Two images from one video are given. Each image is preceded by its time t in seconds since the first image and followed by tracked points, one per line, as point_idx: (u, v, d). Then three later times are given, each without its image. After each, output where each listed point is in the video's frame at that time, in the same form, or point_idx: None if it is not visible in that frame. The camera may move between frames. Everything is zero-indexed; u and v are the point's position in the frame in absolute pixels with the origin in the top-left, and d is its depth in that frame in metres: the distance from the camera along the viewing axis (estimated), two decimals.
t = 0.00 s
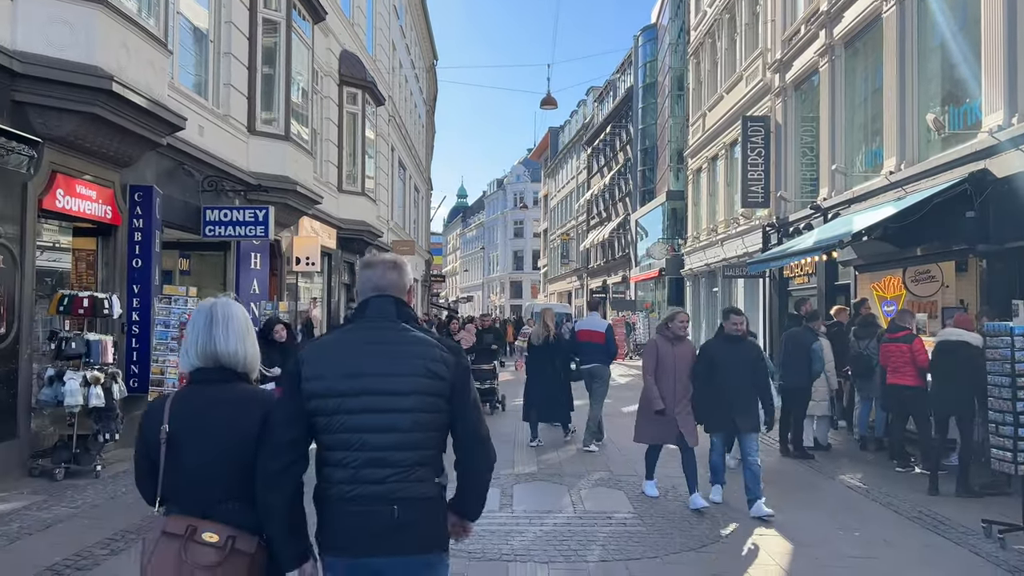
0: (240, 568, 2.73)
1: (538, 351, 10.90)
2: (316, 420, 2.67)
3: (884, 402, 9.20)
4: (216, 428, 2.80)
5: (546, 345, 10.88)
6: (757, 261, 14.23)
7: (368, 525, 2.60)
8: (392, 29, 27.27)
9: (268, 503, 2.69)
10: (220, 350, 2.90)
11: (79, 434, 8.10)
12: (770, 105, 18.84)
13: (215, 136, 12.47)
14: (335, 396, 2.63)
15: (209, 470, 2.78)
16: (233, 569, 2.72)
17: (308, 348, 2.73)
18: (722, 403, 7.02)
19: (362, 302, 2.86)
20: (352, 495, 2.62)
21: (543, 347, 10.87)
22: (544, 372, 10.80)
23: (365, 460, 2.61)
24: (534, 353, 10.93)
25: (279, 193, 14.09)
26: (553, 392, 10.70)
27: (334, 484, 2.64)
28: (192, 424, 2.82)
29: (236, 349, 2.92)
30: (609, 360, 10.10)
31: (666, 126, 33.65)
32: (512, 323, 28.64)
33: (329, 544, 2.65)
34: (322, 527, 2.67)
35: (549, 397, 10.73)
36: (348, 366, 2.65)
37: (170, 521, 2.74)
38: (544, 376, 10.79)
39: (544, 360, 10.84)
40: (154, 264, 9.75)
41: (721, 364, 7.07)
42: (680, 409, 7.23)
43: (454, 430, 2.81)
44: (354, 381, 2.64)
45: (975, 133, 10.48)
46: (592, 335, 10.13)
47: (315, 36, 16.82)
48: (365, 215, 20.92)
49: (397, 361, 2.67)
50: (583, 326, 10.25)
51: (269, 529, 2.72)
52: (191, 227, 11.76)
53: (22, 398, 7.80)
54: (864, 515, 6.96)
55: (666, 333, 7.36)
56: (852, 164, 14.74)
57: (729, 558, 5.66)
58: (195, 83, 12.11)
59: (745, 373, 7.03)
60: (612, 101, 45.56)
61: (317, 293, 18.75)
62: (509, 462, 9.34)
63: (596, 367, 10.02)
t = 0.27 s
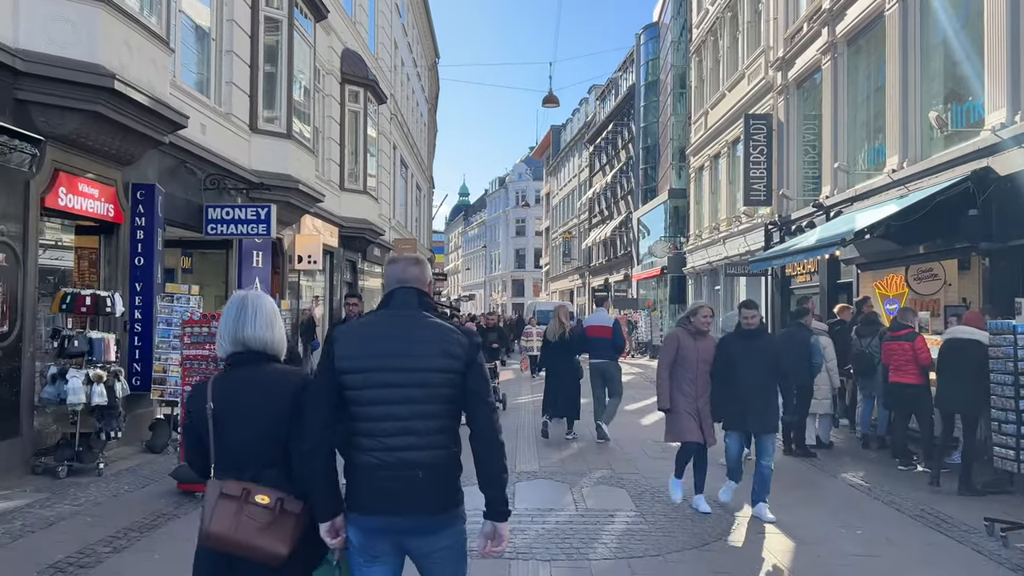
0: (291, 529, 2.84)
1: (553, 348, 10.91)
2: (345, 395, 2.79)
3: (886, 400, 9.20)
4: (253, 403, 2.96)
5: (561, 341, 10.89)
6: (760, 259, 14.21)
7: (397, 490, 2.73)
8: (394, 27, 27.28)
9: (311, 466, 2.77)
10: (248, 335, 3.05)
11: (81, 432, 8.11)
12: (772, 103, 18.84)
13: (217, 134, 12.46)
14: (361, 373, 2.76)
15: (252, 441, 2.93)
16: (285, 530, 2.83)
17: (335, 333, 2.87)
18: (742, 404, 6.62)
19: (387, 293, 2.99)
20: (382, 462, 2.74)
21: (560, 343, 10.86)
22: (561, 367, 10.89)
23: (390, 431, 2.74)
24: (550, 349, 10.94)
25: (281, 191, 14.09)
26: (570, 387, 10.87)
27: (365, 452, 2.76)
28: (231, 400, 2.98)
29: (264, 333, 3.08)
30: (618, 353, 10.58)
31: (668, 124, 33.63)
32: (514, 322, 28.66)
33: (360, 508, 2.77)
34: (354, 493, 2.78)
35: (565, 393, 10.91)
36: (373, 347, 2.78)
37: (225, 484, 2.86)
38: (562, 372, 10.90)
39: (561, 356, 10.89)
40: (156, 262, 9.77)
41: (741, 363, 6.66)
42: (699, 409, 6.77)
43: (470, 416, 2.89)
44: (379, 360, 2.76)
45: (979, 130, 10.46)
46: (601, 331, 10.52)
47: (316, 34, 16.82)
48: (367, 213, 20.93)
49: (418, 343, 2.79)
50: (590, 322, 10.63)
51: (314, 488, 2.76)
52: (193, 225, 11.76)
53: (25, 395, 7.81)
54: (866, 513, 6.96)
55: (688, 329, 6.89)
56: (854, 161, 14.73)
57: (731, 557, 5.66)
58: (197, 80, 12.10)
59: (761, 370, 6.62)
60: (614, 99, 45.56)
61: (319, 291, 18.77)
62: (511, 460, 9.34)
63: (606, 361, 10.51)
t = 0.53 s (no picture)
0: (343, 516, 3.05)
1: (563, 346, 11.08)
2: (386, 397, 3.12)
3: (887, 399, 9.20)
4: (298, 406, 3.14)
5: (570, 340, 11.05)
6: (763, 258, 14.18)
7: (428, 482, 3.07)
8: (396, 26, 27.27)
9: (352, 462, 3.06)
10: (291, 344, 3.21)
11: (84, 430, 8.12)
12: (775, 102, 18.82)
13: (219, 132, 12.48)
14: (403, 378, 3.10)
15: (303, 438, 3.12)
16: (337, 516, 3.03)
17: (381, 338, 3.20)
18: (760, 407, 6.18)
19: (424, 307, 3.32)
20: (416, 456, 3.08)
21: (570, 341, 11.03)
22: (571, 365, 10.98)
23: (427, 427, 3.08)
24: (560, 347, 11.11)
25: (282, 190, 14.10)
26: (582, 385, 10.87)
27: (401, 447, 3.10)
28: (281, 401, 3.15)
29: (305, 341, 3.23)
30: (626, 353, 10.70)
31: (669, 123, 33.60)
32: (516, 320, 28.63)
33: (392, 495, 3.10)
34: (387, 483, 3.12)
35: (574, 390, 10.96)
36: (414, 357, 3.12)
37: (282, 476, 2.98)
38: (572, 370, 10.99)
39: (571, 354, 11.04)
40: (158, 261, 9.78)
41: (757, 365, 6.25)
42: (718, 414, 6.29)
43: (491, 420, 3.23)
44: (419, 368, 3.11)
45: (981, 129, 10.46)
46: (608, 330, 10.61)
47: (318, 33, 16.82)
48: (369, 211, 20.94)
49: (452, 355, 3.13)
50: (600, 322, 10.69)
51: (354, 482, 3.06)
52: (195, 224, 11.76)
53: (28, 394, 7.82)
54: (869, 512, 6.95)
55: (700, 330, 6.45)
56: (857, 160, 14.71)
57: (733, 556, 5.65)
58: (199, 79, 12.10)
59: (775, 373, 6.21)
60: (616, 97, 45.52)
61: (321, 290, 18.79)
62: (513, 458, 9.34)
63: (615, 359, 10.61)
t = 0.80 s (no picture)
0: (369, 485, 3.55)
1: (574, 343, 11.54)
2: (417, 378, 3.59)
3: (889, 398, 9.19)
4: (336, 386, 3.62)
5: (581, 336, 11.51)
6: (764, 257, 14.15)
7: (454, 453, 3.53)
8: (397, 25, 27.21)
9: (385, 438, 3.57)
10: (339, 331, 3.72)
11: (86, 430, 8.14)
12: (777, 101, 18.79)
13: (221, 132, 12.49)
14: (433, 360, 3.56)
15: (337, 413, 3.59)
16: (364, 485, 3.53)
17: (412, 326, 3.67)
18: (771, 409, 5.94)
19: (449, 298, 3.79)
20: (441, 430, 3.54)
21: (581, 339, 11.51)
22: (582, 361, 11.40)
23: (453, 404, 3.54)
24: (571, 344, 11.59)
25: (284, 189, 14.11)
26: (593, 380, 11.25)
27: (429, 422, 3.56)
28: (321, 380, 3.63)
29: (350, 330, 3.74)
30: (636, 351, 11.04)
31: (671, 122, 33.54)
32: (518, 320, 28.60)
33: (423, 467, 3.57)
34: (419, 455, 3.59)
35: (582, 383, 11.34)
36: (442, 341, 3.59)
37: (316, 447, 3.49)
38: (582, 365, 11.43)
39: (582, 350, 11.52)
40: (160, 260, 9.79)
41: (768, 367, 5.96)
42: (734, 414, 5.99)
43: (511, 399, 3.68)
44: (447, 351, 3.57)
45: (983, 128, 10.45)
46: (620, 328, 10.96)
47: (320, 32, 16.82)
48: (371, 211, 20.93)
49: (476, 339, 3.59)
50: (613, 321, 10.99)
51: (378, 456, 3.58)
52: (196, 224, 11.78)
53: (30, 393, 7.83)
54: (870, 511, 6.96)
55: (712, 329, 6.09)
56: (859, 159, 14.69)
57: (734, 555, 5.65)
58: (200, 78, 12.11)
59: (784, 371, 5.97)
60: (618, 96, 45.46)
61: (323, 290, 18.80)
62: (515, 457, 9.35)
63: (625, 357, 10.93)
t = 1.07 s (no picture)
0: (374, 474, 3.77)
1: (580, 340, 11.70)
2: (435, 380, 3.84)
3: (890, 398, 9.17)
4: (350, 382, 3.86)
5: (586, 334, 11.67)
6: (765, 257, 14.13)
7: (469, 451, 3.77)
8: (398, 24, 27.21)
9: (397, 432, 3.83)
10: (356, 330, 3.95)
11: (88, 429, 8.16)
12: (778, 100, 18.78)
13: (222, 132, 12.50)
14: (449, 365, 3.80)
15: (350, 407, 3.83)
16: (368, 475, 3.74)
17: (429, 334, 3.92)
18: (779, 413, 5.79)
19: (463, 307, 4.03)
20: (457, 428, 3.78)
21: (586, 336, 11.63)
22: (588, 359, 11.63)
23: (468, 406, 3.78)
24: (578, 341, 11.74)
25: (285, 188, 14.12)
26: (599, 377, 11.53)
27: (447, 422, 3.81)
28: (338, 376, 3.88)
29: (367, 329, 3.96)
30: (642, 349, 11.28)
31: (672, 121, 33.53)
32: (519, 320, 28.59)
33: (440, 461, 3.83)
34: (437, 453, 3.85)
35: (589, 380, 11.61)
36: (458, 347, 3.83)
37: (323, 440, 3.76)
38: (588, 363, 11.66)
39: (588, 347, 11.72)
40: (161, 260, 9.79)
41: (779, 369, 5.82)
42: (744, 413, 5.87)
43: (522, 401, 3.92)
44: (462, 357, 3.82)
45: (984, 127, 10.47)
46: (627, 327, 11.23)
47: (321, 32, 16.84)
48: (372, 210, 20.95)
49: (490, 345, 3.83)
50: (619, 319, 11.26)
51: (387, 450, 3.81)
52: (198, 223, 11.79)
53: (32, 393, 7.84)
54: (872, 511, 6.96)
55: (725, 329, 5.96)
56: (860, 159, 14.68)
57: (735, 555, 5.65)
58: (201, 78, 12.12)
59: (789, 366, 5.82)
60: (619, 96, 45.46)
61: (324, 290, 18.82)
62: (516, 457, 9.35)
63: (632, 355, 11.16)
